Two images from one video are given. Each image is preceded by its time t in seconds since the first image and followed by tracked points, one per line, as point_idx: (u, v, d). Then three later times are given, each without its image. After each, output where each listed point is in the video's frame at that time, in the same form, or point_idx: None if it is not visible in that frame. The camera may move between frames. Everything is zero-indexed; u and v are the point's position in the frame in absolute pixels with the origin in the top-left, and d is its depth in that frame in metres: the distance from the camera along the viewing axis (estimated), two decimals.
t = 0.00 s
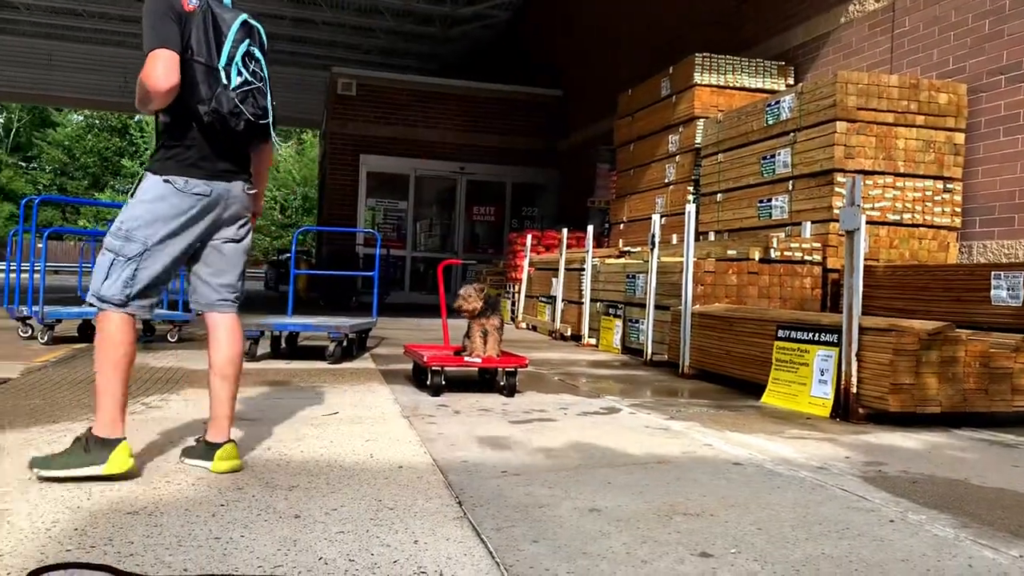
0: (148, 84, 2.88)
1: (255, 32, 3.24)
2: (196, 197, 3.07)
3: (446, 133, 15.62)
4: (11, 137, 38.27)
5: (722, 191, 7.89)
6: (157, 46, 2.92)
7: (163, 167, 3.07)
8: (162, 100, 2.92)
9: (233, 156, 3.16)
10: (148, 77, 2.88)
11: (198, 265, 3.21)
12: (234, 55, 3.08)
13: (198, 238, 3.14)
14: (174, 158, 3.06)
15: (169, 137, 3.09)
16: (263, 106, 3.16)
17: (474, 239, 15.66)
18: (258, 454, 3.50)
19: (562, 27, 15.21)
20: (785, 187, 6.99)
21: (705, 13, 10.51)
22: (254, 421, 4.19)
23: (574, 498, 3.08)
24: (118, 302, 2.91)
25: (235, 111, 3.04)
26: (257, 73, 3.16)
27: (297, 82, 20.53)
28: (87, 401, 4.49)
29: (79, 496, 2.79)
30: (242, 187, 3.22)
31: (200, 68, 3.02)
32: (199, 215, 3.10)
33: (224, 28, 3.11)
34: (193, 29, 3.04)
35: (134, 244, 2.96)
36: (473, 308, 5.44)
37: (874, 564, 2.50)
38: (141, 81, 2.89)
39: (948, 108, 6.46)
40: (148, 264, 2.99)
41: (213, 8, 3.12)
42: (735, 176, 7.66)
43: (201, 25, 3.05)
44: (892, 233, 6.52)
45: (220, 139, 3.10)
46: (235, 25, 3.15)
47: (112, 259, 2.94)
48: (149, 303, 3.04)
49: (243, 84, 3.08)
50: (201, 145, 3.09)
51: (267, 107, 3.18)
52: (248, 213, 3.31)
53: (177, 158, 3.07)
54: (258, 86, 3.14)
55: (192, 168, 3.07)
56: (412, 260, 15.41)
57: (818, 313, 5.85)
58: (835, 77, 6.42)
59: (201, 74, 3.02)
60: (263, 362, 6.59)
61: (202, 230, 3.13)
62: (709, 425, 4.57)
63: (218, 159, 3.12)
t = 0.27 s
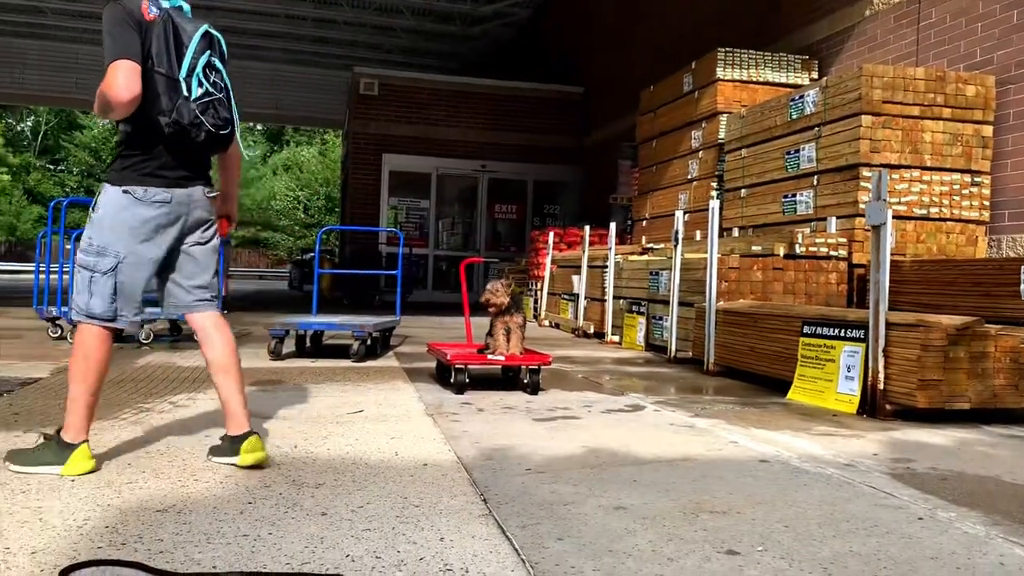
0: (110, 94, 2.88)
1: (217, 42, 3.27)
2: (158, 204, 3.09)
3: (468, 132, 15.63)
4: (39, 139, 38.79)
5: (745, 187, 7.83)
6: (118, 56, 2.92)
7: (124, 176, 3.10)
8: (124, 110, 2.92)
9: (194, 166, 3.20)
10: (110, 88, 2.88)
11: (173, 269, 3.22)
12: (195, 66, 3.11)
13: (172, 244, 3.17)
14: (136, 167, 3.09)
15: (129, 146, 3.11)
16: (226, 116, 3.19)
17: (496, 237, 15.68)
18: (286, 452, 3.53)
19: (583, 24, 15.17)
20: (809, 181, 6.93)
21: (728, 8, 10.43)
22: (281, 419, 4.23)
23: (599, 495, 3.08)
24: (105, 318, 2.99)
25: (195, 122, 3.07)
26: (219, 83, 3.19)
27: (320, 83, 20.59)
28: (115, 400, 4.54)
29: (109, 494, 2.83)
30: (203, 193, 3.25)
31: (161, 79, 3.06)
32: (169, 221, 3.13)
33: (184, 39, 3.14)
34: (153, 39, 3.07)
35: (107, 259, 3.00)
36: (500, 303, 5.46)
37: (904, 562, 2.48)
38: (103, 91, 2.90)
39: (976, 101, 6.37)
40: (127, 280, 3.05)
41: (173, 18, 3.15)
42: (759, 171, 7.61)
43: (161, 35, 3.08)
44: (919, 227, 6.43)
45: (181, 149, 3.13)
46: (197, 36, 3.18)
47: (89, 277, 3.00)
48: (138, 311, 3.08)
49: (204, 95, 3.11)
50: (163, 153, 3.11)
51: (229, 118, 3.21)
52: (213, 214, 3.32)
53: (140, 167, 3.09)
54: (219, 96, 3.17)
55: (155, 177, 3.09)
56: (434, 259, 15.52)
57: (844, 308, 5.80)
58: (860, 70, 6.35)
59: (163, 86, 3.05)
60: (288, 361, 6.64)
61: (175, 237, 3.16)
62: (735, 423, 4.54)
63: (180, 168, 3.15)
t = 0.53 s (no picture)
0: (61, 88, 2.88)
1: (178, 36, 3.28)
2: (123, 198, 3.08)
3: (491, 131, 15.64)
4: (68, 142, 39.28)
5: (771, 182, 7.77)
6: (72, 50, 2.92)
7: (84, 170, 3.08)
8: (77, 105, 2.92)
9: (156, 160, 3.20)
10: (63, 83, 2.88)
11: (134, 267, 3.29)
12: (156, 59, 3.12)
13: (133, 240, 3.22)
14: (96, 160, 3.07)
15: (89, 140, 3.10)
16: (185, 109, 3.21)
17: (520, 235, 15.68)
18: (314, 451, 3.55)
19: (606, 21, 15.11)
20: (836, 176, 6.87)
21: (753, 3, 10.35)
22: (308, 417, 4.26)
23: (627, 493, 3.07)
24: (76, 313, 3.01)
25: (155, 116, 3.10)
26: (180, 77, 3.21)
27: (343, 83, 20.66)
28: (147, 401, 4.60)
29: (141, 492, 2.87)
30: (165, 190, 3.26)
31: (121, 73, 3.06)
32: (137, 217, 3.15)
33: (144, 32, 3.14)
34: (113, 32, 3.07)
35: (75, 254, 3.01)
36: (526, 299, 5.51)
37: (937, 561, 2.45)
38: (56, 85, 2.89)
39: (1006, 92, 6.31)
40: (97, 271, 3.04)
41: (134, 12, 3.16)
42: (785, 166, 7.54)
43: (122, 29, 3.08)
44: (948, 222, 6.36)
45: (143, 143, 3.14)
46: (158, 29, 3.19)
47: (61, 272, 3.01)
48: (112, 301, 3.09)
49: (165, 89, 3.14)
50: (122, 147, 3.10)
51: (188, 113, 3.24)
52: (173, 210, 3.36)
53: (102, 160, 3.07)
54: (180, 90, 3.19)
55: (117, 171, 3.08)
56: (459, 258, 15.55)
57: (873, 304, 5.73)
58: (887, 63, 6.27)
59: (121, 80, 3.07)
60: (315, 360, 6.68)
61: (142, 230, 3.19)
62: (762, 420, 4.51)
63: (144, 162, 3.15)
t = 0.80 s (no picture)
0: (45, 95, 2.89)
1: (161, 40, 3.20)
2: (116, 198, 3.10)
3: (516, 129, 15.63)
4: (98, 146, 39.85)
5: (800, 177, 7.70)
6: (52, 57, 2.92)
7: (76, 176, 3.09)
8: (61, 111, 2.93)
9: (142, 163, 3.19)
10: (46, 90, 2.89)
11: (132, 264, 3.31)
12: (136, 62, 3.05)
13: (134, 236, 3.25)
14: (86, 166, 3.09)
15: (77, 147, 3.11)
16: (169, 112, 3.12)
17: (546, 233, 15.67)
18: (344, 449, 3.57)
19: (630, 17, 15.05)
20: (865, 171, 6.79)
21: None
22: (337, 416, 4.28)
23: (657, 492, 3.06)
24: (98, 314, 3.06)
25: (137, 119, 3.02)
26: (162, 80, 3.12)
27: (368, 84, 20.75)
28: (179, 401, 4.65)
29: (176, 491, 2.91)
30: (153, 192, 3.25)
31: (102, 78, 3.03)
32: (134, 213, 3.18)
33: (125, 36, 3.09)
34: (95, 38, 3.05)
35: (86, 257, 3.04)
36: (553, 298, 5.52)
37: (974, 559, 2.41)
38: (39, 93, 2.91)
39: None
40: (109, 271, 3.08)
41: (116, 17, 3.11)
42: (813, 162, 7.47)
43: (103, 34, 3.05)
44: (981, 216, 6.28)
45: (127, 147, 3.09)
46: (138, 33, 3.12)
47: (77, 278, 3.04)
48: (128, 298, 3.14)
49: (146, 92, 3.05)
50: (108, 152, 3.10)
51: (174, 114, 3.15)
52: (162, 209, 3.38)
53: (90, 165, 3.09)
54: (162, 93, 3.10)
55: (105, 173, 3.09)
56: (484, 257, 15.56)
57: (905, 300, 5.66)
58: (916, 56, 6.19)
59: (103, 84, 3.02)
60: (343, 359, 6.72)
61: (140, 231, 3.23)
62: (792, 418, 4.47)
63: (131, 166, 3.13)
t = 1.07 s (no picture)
0: (37, 106, 2.93)
1: (153, 63, 3.31)
2: (101, 209, 3.18)
3: (540, 128, 15.62)
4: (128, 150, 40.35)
5: (828, 173, 7.62)
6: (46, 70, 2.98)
7: (58, 186, 3.16)
8: (51, 121, 2.98)
9: (124, 176, 3.26)
10: (39, 101, 2.93)
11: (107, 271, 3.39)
12: (127, 82, 3.15)
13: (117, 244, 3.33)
14: (67, 176, 3.15)
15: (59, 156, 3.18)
16: (153, 132, 3.24)
17: (571, 232, 15.64)
18: (373, 449, 3.60)
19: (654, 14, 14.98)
20: (895, 165, 6.71)
21: None
22: (366, 416, 4.29)
23: (687, 491, 3.04)
24: (90, 318, 3.15)
25: (121, 135, 3.13)
26: (150, 101, 3.23)
27: (393, 85, 20.81)
28: (209, 401, 4.69)
29: (209, 490, 2.94)
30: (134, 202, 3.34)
31: (91, 93, 3.11)
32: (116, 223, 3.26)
33: (118, 56, 3.18)
34: (89, 55, 3.13)
35: (75, 265, 3.12)
36: (581, 297, 5.52)
37: (1009, 559, 2.38)
38: (32, 103, 2.95)
39: None
40: (98, 276, 3.17)
41: (112, 37, 3.21)
42: (842, 157, 7.39)
43: (98, 52, 3.14)
44: (1014, 210, 6.17)
45: (109, 161, 3.19)
46: (131, 54, 3.22)
47: (68, 284, 3.13)
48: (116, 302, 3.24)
49: (132, 111, 3.16)
50: (90, 164, 3.17)
51: (156, 134, 3.26)
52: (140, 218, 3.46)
53: (74, 176, 3.16)
54: (148, 113, 3.21)
55: (88, 185, 3.16)
56: (510, 256, 15.56)
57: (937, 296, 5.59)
58: (946, 48, 6.12)
59: (91, 99, 3.11)
60: (371, 359, 6.76)
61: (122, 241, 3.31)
62: (823, 416, 4.43)
63: (113, 179, 3.22)
